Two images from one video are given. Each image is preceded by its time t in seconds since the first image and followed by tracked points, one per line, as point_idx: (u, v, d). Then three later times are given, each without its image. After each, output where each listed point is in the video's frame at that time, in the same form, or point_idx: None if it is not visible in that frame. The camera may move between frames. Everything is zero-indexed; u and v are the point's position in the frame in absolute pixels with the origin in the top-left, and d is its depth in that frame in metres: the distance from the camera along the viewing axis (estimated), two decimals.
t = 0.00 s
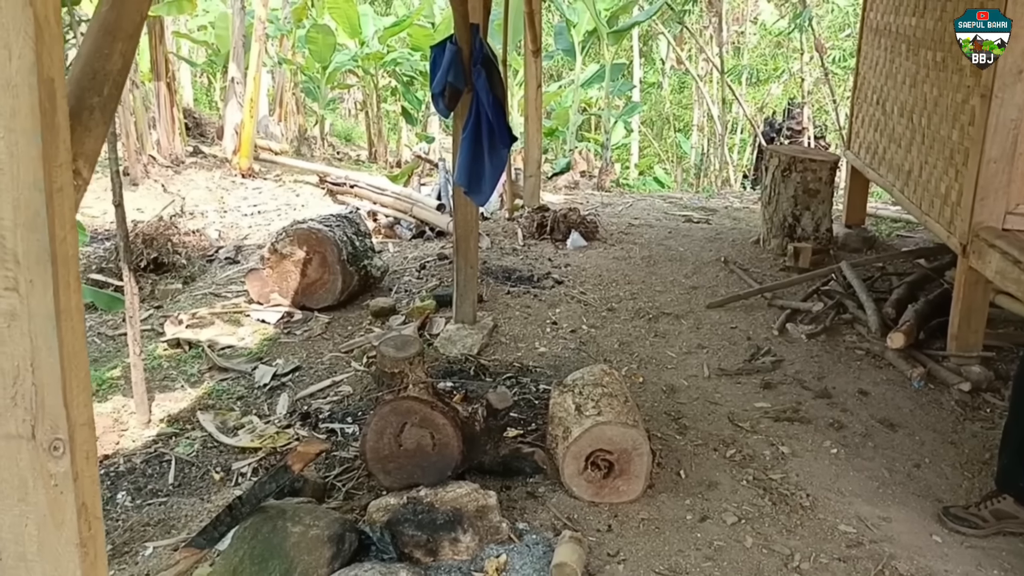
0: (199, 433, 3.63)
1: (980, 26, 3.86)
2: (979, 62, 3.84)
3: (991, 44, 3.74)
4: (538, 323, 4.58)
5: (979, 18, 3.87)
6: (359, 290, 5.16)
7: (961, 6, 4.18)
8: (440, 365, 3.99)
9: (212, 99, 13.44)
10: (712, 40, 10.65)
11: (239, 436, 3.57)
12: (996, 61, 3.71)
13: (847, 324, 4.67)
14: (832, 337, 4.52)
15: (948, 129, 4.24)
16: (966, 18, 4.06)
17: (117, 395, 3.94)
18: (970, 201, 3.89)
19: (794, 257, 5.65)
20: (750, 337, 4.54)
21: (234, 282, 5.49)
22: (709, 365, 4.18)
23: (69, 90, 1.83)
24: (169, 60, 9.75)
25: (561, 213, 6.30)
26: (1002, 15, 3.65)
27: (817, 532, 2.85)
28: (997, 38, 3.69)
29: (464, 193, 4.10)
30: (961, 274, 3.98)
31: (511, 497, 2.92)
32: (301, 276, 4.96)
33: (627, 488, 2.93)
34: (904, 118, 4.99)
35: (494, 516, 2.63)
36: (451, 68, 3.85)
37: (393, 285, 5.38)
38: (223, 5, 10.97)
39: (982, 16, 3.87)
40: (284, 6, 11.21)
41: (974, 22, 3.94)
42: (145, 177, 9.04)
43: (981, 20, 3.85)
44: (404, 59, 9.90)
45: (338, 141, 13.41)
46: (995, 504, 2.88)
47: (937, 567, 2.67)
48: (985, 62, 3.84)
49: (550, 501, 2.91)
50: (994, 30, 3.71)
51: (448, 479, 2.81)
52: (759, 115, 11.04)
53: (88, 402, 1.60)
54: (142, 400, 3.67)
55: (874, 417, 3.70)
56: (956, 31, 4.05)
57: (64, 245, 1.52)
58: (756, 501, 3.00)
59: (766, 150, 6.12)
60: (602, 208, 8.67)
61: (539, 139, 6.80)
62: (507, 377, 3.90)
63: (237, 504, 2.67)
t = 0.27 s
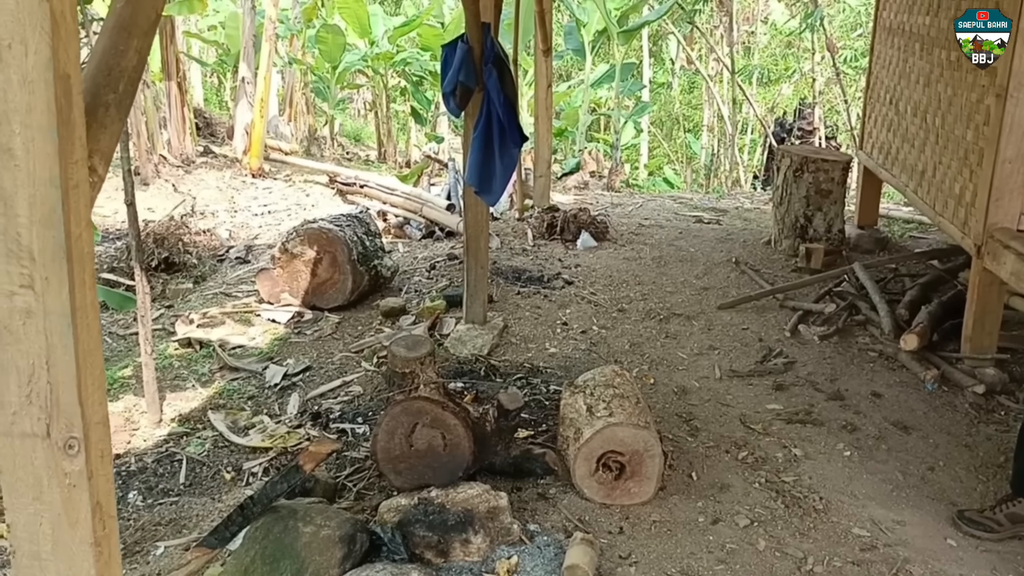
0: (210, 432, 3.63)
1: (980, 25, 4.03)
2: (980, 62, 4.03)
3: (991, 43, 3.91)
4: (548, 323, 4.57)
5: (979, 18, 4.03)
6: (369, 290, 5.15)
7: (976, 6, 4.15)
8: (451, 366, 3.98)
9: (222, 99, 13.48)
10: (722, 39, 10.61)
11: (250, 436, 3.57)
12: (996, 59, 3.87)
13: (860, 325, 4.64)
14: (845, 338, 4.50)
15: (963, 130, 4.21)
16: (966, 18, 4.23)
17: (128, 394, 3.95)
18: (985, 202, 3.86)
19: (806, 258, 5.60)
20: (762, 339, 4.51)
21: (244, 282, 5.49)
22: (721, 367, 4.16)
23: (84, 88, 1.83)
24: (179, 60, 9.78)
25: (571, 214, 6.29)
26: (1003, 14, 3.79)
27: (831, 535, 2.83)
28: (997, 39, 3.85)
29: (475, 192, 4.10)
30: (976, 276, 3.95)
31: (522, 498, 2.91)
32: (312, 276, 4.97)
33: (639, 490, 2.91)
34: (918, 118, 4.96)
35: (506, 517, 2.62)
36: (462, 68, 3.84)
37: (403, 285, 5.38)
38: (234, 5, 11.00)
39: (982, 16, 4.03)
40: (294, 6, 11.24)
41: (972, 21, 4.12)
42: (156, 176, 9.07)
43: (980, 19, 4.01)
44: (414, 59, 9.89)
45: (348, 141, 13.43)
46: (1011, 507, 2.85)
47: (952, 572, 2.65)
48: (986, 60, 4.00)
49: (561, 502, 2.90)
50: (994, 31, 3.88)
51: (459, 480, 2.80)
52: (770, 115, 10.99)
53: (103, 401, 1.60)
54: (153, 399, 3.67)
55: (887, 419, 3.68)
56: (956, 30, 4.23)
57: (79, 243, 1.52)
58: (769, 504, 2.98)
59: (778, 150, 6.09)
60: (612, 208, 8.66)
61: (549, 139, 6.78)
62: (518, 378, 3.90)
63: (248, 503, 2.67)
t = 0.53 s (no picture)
0: (217, 433, 3.62)
1: (981, 25, 4.17)
2: (980, 61, 4.16)
3: (991, 43, 4.05)
4: (556, 325, 4.55)
5: (979, 18, 4.17)
6: (376, 290, 5.14)
7: (990, 4, 4.11)
8: (458, 367, 3.97)
9: (230, 99, 13.49)
10: (731, 39, 10.56)
11: (257, 437, 3.55)
12: (996, 59, 4.01)
13: (871, 328, 4.61)
14: (856, 341, 4.46)
15: (976, 130, 4.17)
16: (966, 18, 4.37)
17: (135, 394, 3.94)
18: (999, 203, 3.81)
19: (816, 259, 5.55)
20: (772, 341, 4.48)
21: (251, 282, 5.49)
22: (730, 369, 4.13)
23: (93, 86, 1.81)
24: (187, 59, 9.79)
25: (579, 214, 6.26)
26: (1003, 15, 3.92)
27: (842, 540, 2.79)
28: (996, 38, 4.01)
29: (483, 193, 4.08)
30: (989, 278, 3.91)
31: (530, 501, 2.89)
32: (319, 276, 4.95)
33: (648, 494, 2.88)
34: (930, 119, 4.91)
35: (514, 520, 2.60)
36: (470, 67, 3.82)
37: (410, 286, 5.36)
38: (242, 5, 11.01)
39: (981, 16, 4.16)
40: (302, 6, 11.24)
41: (973, 21, 4.26)
42: (164, 176, 9.08)
43: (980, 20, 4.14)
44: (421, 59, 9.88)
45: (356, 141, 13.43)
46: None
47: None
48: (986, 60, 4.14)
49: (569, 506, 2.87)
50: (993, 31, 4.02)
51: (467, 483, 2.77)
52: (779, 115, 10.93)
53: (111, 404, 1.58)
54: (160, 399, 3.66)
55: (899, 422, 3.64)
56: (957, 31, 4.37)
57: (87, 245, 1.50)
58: (780, 508, 2.95)
59: (788, 150, 6.05)
60: (620, 208, 8.64)
61: (557, 139, 6.75)
62: (526, 379, 3.89)
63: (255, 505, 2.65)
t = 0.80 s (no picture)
0: (219, 436, 3.59)
1: (981, 25, 4.24)
2: (981, 61, 4.24)
3: (991, 43, 4.13)
4: (561, 327, 4.51)
5: (980, 17, 4.24)
6: (381, 291, 5.11)
7: (1001, 5, 4.05)
8: (462, 369, 3.94)
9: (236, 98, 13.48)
10: (739, 38, 10.49)
11: (259, 439, 3.52)
12: (996, 59, 4.09)
13: (879, 331, 4.56)
14: (865, 344, 4.42)
15: (987, 131, 4.12)
16: (966, 18, 4.46)
17: (137, 396, 3.92)
18: (1009, 206, 3.76)
19: (824, 260, 5.50)
20: (779, 344, 4.44)
21: (255, 282, 5.47)
22: (737, 373, 4.08)
23: (86, 91, 1.79)
24: (193, 58, 9.78)
25: (585, 214, 6.23)
26: (1003, 15, 4.00)
27: (851, 548, 2.75)
28: (996, 38, 4.08)
29: (487, 193, 4.05)
30: (1000, 281, 3.87)
31: (534, 507, 2.85)
32: (323, 277, 4.93)
33: (654, 500, 2.85)
34: (940, 119, 4.86)
35: (517, 527, 2.56)
36: (475, 66, 3.79)
37: (415, 287, 5.33)
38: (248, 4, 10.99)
39: (981, 16, 4.24)
40: (309, 5, 11.23)
41: (973, 22, 4.34)
42: (169, 175, 9.07)
43: (980, 20, 4.22)
44: (427, 57, 9.84)
45: (362, 140, 13.41)
46: None
47: None
48: (987, 60, 4.22)
49: (574, 512, 2.83)
50: (994, 31, 4.10)
51: (470, 488, 2.74)
52: (787, 115, 10.85)
53: (103, 414, 1.54)
54: (162, 401, 3.63)
55: (908, 427, 3.59)
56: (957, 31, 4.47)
57: (79, 251, 1.47)
58: (787, 516, 2.91)
59: (796, 151, 6.00)
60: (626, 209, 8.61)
61: (563, 138, 6.71)
62: (530, 382, 3.86)
63: (254, 511, 2.62)
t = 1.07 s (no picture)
0: (215, 439, 3.55)
1: (982, 24, 4.28)
2: (981, 60, 4.30)
3: (991, 43, 4.18)
4: (563, 329, 4.46)
5: (981, 17, 4.28)
6: (382, 292, 5.06)
7: (1012, 3, 3.98)
8: (462, 373, 3.89)
9: (241, 96, 13.47)
10: (746, 37, 10.41)
11: (255, 443, 3.48)
12: (996, 59, 4.14)
13: (886, 334, 4.50)
14: (871, 348, 4.35)
15: (997, 132, 4.05)
16: (966, 18, 4.51)
17: (134, 398, 3.88)
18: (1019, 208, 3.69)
19: (831, 262, 5.44)
20: (784, 347, 4.38)
21: (256, 283, 5.43)
22: (741, 377, 4.02)
23: (51, 90, 1.73)
24: (197, 57, 9.75)
25: (589, 215, 6.17)
26: (1002, 15, 4.06)
27: (856, 558, 2.69)
28: (997, 39, 4.13)
29: (488, 195, 4.00)
30: (1010, 285, 3.80)
31: (533, 514, 2.80)
32: (323, 278, 4.88)
33: (655, 509, 2.79)
34: (949, 120, 4.79)
35: (515, 536, 2.51)
36: (476, 66, 3.73)
37: (416, 288, 5.28)
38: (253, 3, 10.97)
39: (981, 16, 4.29)
40: (313, 4, 11.20)
41: (973, 22, 4.39)
42: (173, 174, 9.05)
43: (980, 20, 4.27)
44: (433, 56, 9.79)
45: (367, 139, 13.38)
46: None
47: None
48: (987, 60, 4.27)
49: (573, 520, 2.78)
50: (994, 31, 4.15)
51: (467, 496, 2.68)
52: (794, 114, 10.75)
53: (66, 432, 1.52)
54: (158, 404, 3.60)
55: (915, 433, 3.53)
56: (957, 31, 4.52)
57: (38, 263, 1.44)
58: (791, 524, 2.85)
59: (802, 151, 5.93)
60: (631, 209, 8.56)
61: (567, 138, 6.64)
62: (531, 386, 3.81)
63: (247, 519, 2.57)
